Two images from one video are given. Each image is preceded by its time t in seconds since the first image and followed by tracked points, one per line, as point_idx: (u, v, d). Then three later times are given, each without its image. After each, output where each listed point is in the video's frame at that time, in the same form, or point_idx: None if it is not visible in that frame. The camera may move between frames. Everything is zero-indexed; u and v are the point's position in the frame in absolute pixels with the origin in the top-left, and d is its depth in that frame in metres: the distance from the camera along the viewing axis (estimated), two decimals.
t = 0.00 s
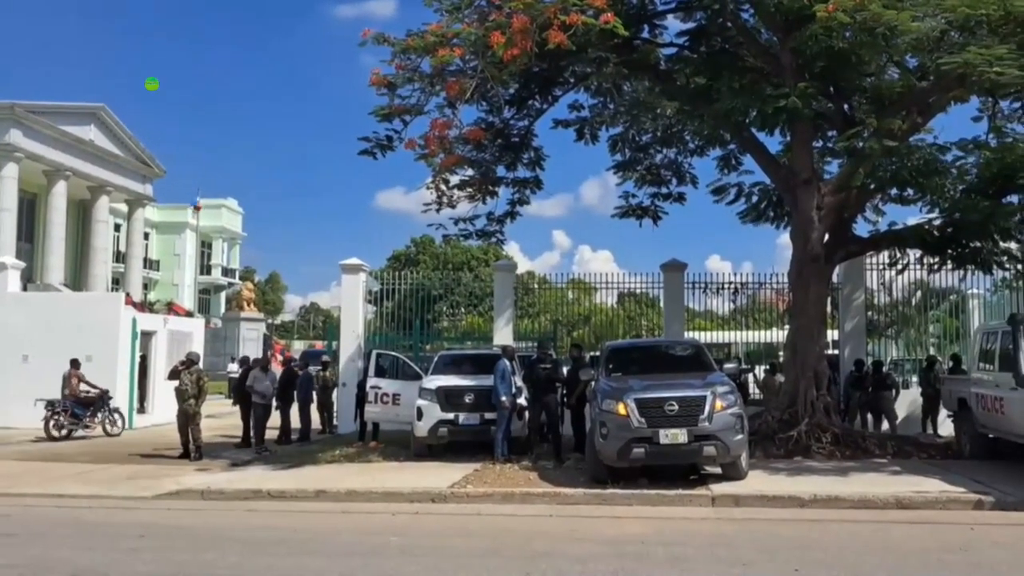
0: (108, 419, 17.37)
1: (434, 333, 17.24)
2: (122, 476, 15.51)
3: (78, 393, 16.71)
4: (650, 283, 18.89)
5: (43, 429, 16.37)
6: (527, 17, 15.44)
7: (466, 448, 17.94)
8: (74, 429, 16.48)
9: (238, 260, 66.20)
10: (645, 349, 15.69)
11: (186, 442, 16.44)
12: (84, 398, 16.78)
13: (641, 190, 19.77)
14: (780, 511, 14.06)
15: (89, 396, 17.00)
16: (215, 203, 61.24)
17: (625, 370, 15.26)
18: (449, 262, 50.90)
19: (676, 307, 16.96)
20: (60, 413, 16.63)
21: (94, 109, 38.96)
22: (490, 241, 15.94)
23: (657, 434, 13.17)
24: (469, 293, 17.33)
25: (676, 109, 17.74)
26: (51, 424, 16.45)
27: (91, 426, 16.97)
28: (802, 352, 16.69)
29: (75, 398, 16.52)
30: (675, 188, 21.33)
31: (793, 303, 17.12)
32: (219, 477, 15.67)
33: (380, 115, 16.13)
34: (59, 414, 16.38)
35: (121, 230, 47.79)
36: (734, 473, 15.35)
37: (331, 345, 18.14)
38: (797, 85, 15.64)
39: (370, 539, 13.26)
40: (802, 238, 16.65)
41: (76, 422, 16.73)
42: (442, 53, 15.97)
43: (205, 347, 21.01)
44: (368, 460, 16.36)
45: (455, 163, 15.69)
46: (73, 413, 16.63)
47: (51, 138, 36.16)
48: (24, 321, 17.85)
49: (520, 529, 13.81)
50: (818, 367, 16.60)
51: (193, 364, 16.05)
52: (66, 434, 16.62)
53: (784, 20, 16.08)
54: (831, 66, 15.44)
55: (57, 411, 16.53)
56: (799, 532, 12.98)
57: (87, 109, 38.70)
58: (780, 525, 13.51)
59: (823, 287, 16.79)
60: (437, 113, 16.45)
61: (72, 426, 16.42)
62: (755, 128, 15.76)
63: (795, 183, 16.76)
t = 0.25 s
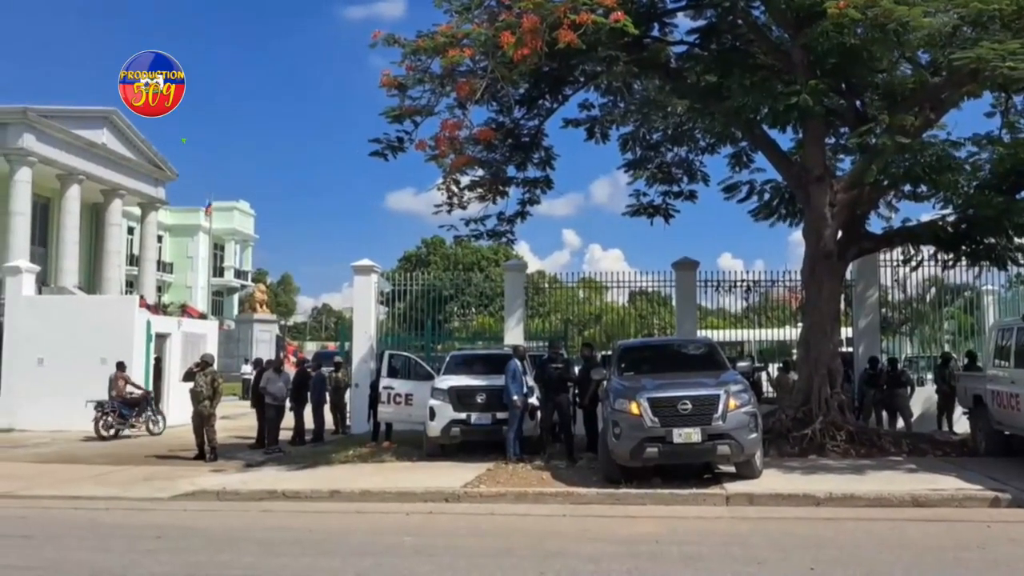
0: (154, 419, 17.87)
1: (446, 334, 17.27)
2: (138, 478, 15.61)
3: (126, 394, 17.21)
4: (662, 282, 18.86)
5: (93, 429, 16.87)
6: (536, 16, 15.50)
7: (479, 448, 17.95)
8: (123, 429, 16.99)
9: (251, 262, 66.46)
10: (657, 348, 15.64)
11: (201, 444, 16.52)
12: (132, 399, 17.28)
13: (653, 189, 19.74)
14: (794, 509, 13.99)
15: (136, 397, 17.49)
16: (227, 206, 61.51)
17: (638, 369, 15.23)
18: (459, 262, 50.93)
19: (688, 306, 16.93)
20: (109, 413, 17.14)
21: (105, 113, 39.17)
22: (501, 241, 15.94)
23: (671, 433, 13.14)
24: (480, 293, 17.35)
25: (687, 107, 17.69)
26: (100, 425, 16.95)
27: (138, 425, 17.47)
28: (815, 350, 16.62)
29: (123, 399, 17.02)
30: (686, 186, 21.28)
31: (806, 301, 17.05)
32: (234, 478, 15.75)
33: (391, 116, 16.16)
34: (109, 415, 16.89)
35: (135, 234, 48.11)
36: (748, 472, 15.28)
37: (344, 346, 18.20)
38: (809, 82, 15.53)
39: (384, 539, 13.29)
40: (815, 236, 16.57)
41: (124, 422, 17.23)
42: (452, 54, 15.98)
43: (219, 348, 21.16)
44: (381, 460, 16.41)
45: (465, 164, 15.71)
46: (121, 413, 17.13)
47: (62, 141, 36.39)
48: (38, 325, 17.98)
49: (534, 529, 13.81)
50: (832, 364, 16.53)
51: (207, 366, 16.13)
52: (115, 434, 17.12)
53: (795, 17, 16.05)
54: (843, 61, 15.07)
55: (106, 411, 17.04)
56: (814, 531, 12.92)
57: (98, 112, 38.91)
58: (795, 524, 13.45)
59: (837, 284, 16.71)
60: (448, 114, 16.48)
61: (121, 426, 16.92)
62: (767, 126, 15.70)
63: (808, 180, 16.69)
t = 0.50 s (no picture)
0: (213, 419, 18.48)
1: (470, 334, 17.30)
2: (170, 479, 15.81)
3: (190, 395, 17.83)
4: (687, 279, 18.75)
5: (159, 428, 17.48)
6: (559, 16, 15.47)
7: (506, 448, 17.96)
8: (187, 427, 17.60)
9: (278, 265, 66.99)
10: (685, 347, 15.55)
11: (231, 445, 16.70)
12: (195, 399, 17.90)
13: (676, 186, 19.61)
14: (825, 508, 13.84)
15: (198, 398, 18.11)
16: (254, 210, 62.05)
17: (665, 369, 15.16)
18: (483, 262, 51.02)
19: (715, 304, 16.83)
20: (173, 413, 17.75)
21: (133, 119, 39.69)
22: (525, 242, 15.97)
23: (699, 433, 13.05)
24: (503, 293, 17.37)
25: (712, 104, 17.57)
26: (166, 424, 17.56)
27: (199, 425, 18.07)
28: (845, 347, 16.40)
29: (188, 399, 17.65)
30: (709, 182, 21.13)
31: (835, 297, 16.86)
32: (264, 479, 15.89)
33: (414, 119, 16.23)
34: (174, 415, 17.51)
35: (165, 238, 48.70)
36: (778, 471, 15.14)
37: (371, 346, 18.30)
38: (835, 75, 15.36)
39: (413, 539, 13.34)
40: (843, 232, 16.39)
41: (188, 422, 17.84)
42: (475, 55, 16.03)
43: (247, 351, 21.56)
44: (408, 460, 16.50)
45: (489, 164, 15.73)
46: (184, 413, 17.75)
47: (92, 148, 36.99)
48: (71, 329, 18.28)
49: (562, 529, 13.79)
50: (862, 361, 16.33)
51: (237, 368, 16.26)
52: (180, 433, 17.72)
53: (820, 11, 15.94)
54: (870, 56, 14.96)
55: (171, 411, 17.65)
56: (846, 530, 12.78)
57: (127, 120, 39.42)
58: (826, 523, 13.30)
59: (866, 280, 16.52)
60: (471, 115, 16.50)
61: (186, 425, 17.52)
62: (793, 121, 15.55)
63: (835, 175, 16.48)
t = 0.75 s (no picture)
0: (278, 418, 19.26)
1: (505, 334, 17.33)
2: (212, 478, 16.06)
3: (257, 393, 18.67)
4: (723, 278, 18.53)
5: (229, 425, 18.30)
6: (593, 15, 15.47)
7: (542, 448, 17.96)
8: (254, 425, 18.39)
9: (315, 267, 67.68)
10: (723, 345, 15.42)
11: (272, 445, 16.92)
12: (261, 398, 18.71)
13: (712, 184, 19.44)
14: (868, 509, 13.62)
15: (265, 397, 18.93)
16: (292, 212, 62.74)
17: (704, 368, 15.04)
18: (517, 262, 51.01)
19: (753, 302, 16.67)
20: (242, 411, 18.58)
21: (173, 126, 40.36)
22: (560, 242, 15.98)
23: (738, 432, 12.91)
24: (539, 293, 17.35)
25: (748, 100, 17.37)
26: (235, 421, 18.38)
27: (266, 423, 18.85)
28: (887, 344, 16.10)
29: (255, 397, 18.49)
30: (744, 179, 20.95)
31: (877, 294, 16.55)
32: (303, 479, 16.08)
33: (448, 120, 16.30)
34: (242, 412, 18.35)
35: (206, 241, 49.50)
36: (819, 471, 14.93)
37: (407, 346, 18.42)
38: (874, 69, 15.10)
39: (451, 539, 13.39)
40: (884, 228, 16.10)
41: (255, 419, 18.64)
42: (509, 55, 16.07)
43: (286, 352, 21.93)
44: (446, 459, 16.58)
45: (523, 164, 15.76)
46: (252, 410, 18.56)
47: (136, 154, 37.76)
48: (116, 331, 18.66)
49: (601, 529, 13.74)
50: (905, 359, 16.02)
51: (277, 369, 16.49)
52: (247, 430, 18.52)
53: (859, 5, 15.72)
54: (910, 50, 14.64)
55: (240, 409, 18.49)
56: (890, 531, 12.56)
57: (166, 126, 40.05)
58: (870, 524, 13.08)
59: (908, 277, 16.22)
60: (505, 115, 16.53)
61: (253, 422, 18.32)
62: (831, 117, 15.31)
63: (876, 170, 16.19)
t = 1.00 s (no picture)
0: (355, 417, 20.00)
1: (557, 334, 17.29)
2: (271, 477, 16.35)
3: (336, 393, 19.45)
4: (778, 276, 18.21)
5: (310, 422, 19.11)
6: (644, 12, 15.36)
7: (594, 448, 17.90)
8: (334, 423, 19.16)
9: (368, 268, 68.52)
10: (780, 345, 15.18)
11: (328, 444, 17.17)
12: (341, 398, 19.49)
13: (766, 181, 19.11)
14: (932, 512, 13.26)
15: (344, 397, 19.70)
16: (346, 215, 63.64)
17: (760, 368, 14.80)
18: (569, 262, 50.95)
19: (810, 301, 16.36)
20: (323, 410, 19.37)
21: (230, 132, 41.01)
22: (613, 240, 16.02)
23: (797, 434, 12.58)
24: (591, 292, 17.25)
25: (804, 95, 17.06)
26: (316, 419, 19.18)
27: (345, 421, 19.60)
28: (952, 344, 15.63)
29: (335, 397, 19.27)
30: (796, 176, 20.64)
31: (939, 292, 16.07)
32: (359, 478, 16.27)
33: (499, 121, 16.36)
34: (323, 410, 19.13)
35: (264, 245, 50.48)
36: (881, 473, 14.58)
37: (458, 347, 18.53)
38: (935, 61, 14.68)
39: (506, 539, 13.41)
40: (947, 223, 15.65)
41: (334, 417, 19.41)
42: (559, 55, 16.05)
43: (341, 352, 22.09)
44: (498, 460, 16.63)
45: (574, 164, 15.74)
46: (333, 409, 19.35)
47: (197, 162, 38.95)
48: (177, 333, 19.15)
49: (656, 531, 13.61)
50: (970, 359, 15.52)
51: (333, 369, 16.82)
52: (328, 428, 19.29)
53: None
54: (972, 40, 14.31)
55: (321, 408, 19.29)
56: (955, 535, 12.21)
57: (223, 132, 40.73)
58: (934, 528, 12.73)
59: (972, 274, 15.73)
60: (556, 115, 16.53)
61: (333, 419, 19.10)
62: (890, 110, 14.94)
63: (938, 165, 15.70)
